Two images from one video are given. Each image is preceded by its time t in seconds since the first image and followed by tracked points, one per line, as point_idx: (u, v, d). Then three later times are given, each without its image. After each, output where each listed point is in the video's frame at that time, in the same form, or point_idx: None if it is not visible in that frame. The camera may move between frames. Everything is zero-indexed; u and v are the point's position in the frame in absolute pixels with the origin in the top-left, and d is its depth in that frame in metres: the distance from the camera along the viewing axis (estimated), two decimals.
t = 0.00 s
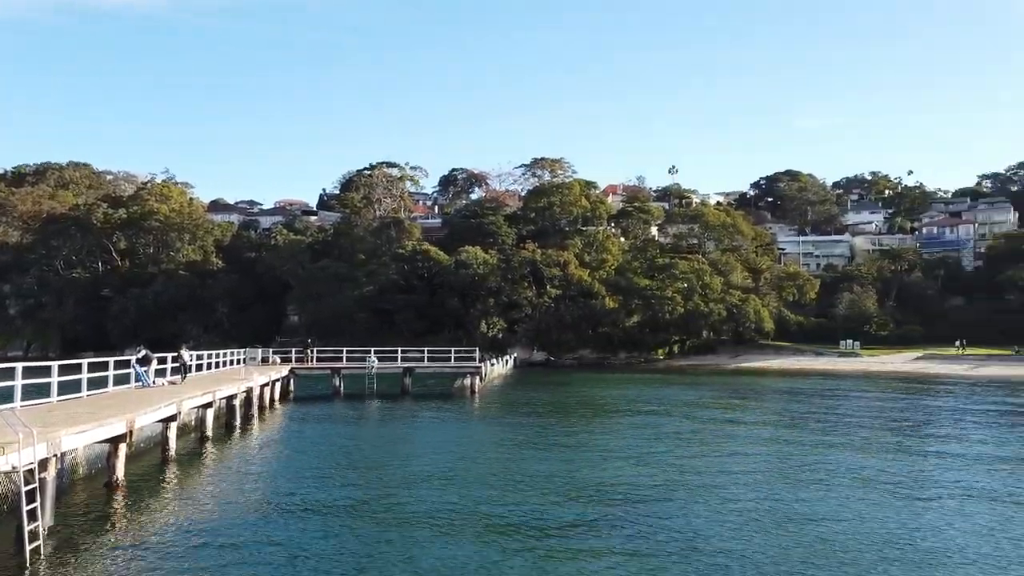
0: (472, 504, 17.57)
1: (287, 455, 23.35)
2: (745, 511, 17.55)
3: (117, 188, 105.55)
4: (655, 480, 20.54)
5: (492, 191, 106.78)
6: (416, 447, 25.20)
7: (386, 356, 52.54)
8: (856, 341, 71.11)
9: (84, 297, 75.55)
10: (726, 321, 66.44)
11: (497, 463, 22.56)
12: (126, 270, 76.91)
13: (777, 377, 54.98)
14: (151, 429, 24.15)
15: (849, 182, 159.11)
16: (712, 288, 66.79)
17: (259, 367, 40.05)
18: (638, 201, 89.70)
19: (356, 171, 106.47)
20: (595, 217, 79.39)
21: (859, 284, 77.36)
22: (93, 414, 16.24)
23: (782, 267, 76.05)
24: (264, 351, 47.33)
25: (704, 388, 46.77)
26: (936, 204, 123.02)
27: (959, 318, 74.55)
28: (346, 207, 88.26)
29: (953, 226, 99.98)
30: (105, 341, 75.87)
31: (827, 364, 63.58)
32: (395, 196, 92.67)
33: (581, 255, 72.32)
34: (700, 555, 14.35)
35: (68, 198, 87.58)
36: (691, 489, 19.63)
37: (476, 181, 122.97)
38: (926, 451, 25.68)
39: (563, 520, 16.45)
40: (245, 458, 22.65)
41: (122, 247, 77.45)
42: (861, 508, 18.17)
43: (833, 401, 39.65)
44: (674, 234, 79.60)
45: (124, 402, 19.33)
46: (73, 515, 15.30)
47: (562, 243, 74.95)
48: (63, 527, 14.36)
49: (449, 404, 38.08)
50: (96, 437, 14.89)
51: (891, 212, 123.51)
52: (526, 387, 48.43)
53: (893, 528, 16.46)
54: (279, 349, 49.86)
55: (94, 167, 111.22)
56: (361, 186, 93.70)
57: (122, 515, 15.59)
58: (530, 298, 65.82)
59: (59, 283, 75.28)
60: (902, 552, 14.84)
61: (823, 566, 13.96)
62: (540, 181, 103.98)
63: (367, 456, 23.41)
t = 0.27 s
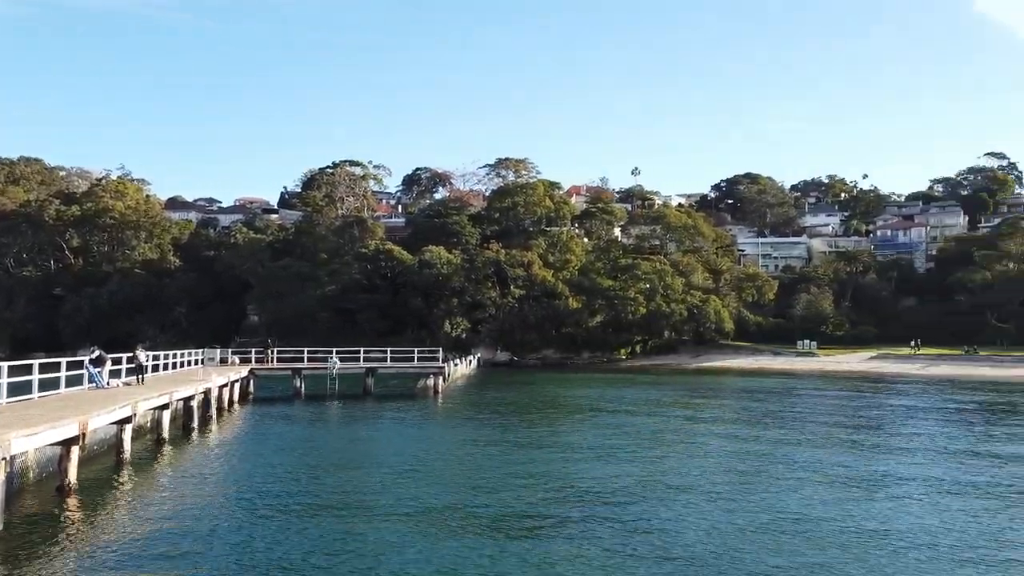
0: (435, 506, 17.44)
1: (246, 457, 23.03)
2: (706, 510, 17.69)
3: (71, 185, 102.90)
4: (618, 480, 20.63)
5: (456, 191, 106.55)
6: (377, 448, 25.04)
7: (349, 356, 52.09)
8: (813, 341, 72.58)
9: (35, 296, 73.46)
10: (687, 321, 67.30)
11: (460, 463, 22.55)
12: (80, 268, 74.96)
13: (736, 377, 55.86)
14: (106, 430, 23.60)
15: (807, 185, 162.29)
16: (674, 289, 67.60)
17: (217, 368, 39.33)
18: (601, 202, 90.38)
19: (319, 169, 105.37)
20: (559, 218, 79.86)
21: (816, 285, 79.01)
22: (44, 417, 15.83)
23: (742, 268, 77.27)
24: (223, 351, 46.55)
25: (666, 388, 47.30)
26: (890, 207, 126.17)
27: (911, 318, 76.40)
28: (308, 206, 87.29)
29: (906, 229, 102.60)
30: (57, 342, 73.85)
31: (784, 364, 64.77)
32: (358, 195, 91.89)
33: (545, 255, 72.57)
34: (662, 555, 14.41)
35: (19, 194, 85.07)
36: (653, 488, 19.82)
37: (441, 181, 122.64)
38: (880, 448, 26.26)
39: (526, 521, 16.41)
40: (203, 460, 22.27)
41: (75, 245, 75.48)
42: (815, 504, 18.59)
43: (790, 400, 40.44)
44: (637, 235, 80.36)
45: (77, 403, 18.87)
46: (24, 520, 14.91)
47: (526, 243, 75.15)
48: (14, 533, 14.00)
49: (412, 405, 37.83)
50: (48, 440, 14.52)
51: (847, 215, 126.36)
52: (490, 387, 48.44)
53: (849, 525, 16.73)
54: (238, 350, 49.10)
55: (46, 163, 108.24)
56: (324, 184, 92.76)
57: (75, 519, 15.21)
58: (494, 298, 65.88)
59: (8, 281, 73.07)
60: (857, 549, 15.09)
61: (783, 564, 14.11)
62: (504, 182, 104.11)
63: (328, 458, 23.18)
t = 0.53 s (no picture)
0: (398, 509, 17.18)
1: (205, 458, 22.63)
2: (670, 510, 17.74)
3: (22, 180, 99.81)
4: (583, 481, 20.59)
5: (420, 190, 106.01)
6: (339, 449, 24.81)
7: (311, 356, 51.51)
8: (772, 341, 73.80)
9: None
10: (650, 321, 67.96)
11: (423, 464, 22.46)
12: (32, 266, 72.87)
13: (698, 376, 56.59)
14: (58, 433, 22.98)
15: (767, 188, 164.94)
16: (637, 289, 68.20)
17: (177, 369, 38.54)
18: (566, 203, 90.72)
19: (281, 167, 103.95)
20: (524, 218, 80.10)
21: (775, 285, 80.48)
22: None
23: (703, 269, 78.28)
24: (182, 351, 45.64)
25: (629, 387, 47.69)
26: (846, 210, 128.88)
27: (866, 318, 78.13)
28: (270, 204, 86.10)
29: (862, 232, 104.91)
30: (8, 342, 71.74)
31: (745, 363, 65.78)
32: (321, 193, 90.87)
33: (510, 255, 72.61)
34: (628, 556, 14.37)
35: None
36: (616, 487, 19.98)
37: (405, 180, 121.91)
38: (837, 447, 26.65)
39: (491, 524, 16.23)
40: (160, 462, 21.83)
41: (27, 242, 73.36)
42: (773, 501, 18.94)
43: (750, 399, 41.07)
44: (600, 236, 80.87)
45: (28, 405, 18.34)
46: None
47: (491, 243, 75.15)
48: None
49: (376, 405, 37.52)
50: None
51: (805, 217, 128.76)
52: (454, 387, 48.35)
53: (809, 523, 16.96)
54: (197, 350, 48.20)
55: None
56: (286, 182, 91.56)
57: (27, 524, 14.81)
58: (459, 298, 65.76)
59: None
60: (817, 548, 15.24)
61: (745, 564, 14.18)
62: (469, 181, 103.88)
63: (289, 459, 22.90)
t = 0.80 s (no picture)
0: (361, 511, 17.06)
1: (163, 461, 22.22)
2: (629, 509, 17.83)
3: None
4: (545, 481, 20.60)
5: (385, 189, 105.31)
6: (301, 451, 24.54)
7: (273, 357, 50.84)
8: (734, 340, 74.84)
9: None
10: (615, 321, 68.42)
11: (387, 465, 22.33)
12: None
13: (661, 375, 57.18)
14: (9, 436, 22.34)
15: (730, 190, 167.19)
16: (602, 289, 68.61)
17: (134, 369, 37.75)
18: (532, 203, 90.93)
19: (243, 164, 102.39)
20: (490, 219, 80.23)
21: (737, 285, 81.81)
22: None
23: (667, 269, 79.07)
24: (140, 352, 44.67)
25: (593, 387, 47.95)
26: (807, 211, 131.27)
27: (825, 318, 79.48)
28: (232, 202, 84.80)
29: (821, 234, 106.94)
30: None
31: (707, 363, 66.63)
32: (284, 191, 89.69)
33: (475, 254, 72.46)
34: (586, 558, 14.38)
35: None
36: (580, 486, 20.10)
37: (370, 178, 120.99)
38: (794, 445, 27.05)
39: (454, 526, 16.21)
40: (116, 465, 21.38)
41: None
42: (733, 499, 19.23)
43: (712, 398, 41.60)
44: (566, 236, 81.19)
45: None
46: None
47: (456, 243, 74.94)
48: None
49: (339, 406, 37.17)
50: None
51: (767, 219, 130.83)
52: (419, 387, 48.17)
53: (769, 520, 17.24)
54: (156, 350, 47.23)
55: None
56: (248, 180, 90.23)
57: None
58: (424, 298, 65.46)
59: None
60: (773, 546, 15.41)
61: (701, 563, 14.29)
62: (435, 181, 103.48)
63: (249, 461, 22.60)
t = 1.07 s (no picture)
0: (327, 512, 16.95)
1: (122, 463, 21.81)
2: (594, 508, 17.95)
3: None
4: (510, 480, 20.66)
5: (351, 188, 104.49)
6: (265, 452, 24.27)
7: (236, 357, 50.14)
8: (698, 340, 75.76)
9: None
10: (581, 321, 68.79)
11: (352, 466, 22.19)
12: None
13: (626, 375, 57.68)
14: None
15: (695, 191, 169.10)
16: (568, 289, 68.87)
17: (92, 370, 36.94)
18: (499, 203, 91.00)
19: (206, 162, 100.80)
20: (457, 218, 79.82)
21: (701, 286, 83.05)
22: None
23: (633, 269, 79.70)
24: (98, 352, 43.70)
25: (559, 386, 48.17)
26: (769, 213, 133.48)
27: (787, 318, 80.63)
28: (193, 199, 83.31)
29: (783, 235, 108.76)
30: None
31: (672, 362, 67.37)
32: (247, 189, 88.46)
33: (442, 254, 72.23)
34: (551, 556, 14.47)
35: None
36: (544, 485, 20.20)
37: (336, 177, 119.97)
38: (757, 442, 27.46)
39: (420, 526, 16.18)
40: (71, 468, 20.91)
41: None
42: (696, 496, 19.50)
43: (675, 397, 42.11)
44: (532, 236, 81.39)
45: None
46: None
47: (423, 243, 74.58)
48: None
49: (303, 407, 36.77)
50: None
51: (730, 220, 132.61)
52: (385, 387, 48.00)
53: (733, 518, 17.47)
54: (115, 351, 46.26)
55: None
56: (211, 178, 88.80)
57: None
58: (390, 298, 65.09)
59: None
60: (737, 543, 15.61)
61: (664, 561, 14.40)
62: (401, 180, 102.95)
63: (211, 462, 22.28)
